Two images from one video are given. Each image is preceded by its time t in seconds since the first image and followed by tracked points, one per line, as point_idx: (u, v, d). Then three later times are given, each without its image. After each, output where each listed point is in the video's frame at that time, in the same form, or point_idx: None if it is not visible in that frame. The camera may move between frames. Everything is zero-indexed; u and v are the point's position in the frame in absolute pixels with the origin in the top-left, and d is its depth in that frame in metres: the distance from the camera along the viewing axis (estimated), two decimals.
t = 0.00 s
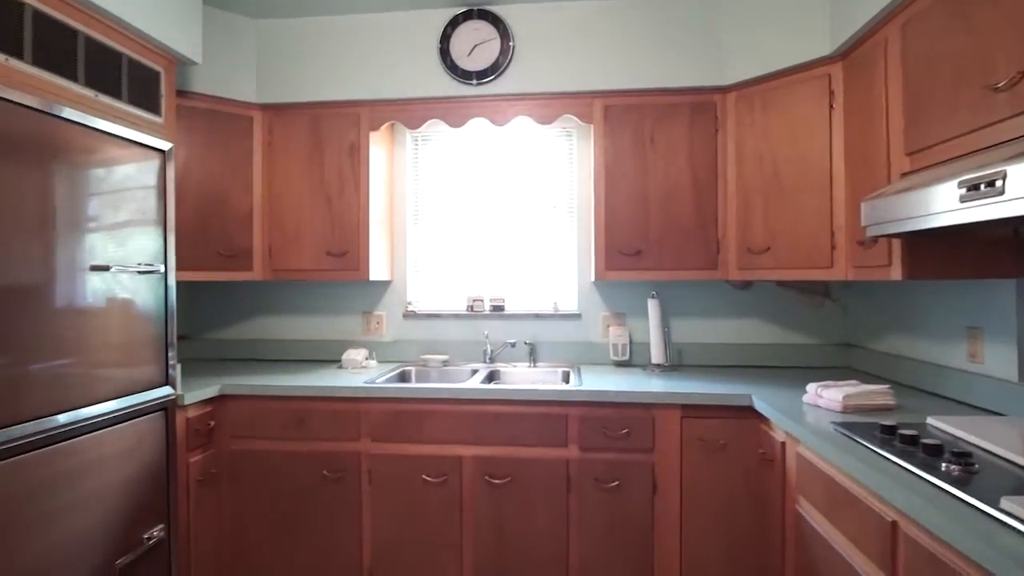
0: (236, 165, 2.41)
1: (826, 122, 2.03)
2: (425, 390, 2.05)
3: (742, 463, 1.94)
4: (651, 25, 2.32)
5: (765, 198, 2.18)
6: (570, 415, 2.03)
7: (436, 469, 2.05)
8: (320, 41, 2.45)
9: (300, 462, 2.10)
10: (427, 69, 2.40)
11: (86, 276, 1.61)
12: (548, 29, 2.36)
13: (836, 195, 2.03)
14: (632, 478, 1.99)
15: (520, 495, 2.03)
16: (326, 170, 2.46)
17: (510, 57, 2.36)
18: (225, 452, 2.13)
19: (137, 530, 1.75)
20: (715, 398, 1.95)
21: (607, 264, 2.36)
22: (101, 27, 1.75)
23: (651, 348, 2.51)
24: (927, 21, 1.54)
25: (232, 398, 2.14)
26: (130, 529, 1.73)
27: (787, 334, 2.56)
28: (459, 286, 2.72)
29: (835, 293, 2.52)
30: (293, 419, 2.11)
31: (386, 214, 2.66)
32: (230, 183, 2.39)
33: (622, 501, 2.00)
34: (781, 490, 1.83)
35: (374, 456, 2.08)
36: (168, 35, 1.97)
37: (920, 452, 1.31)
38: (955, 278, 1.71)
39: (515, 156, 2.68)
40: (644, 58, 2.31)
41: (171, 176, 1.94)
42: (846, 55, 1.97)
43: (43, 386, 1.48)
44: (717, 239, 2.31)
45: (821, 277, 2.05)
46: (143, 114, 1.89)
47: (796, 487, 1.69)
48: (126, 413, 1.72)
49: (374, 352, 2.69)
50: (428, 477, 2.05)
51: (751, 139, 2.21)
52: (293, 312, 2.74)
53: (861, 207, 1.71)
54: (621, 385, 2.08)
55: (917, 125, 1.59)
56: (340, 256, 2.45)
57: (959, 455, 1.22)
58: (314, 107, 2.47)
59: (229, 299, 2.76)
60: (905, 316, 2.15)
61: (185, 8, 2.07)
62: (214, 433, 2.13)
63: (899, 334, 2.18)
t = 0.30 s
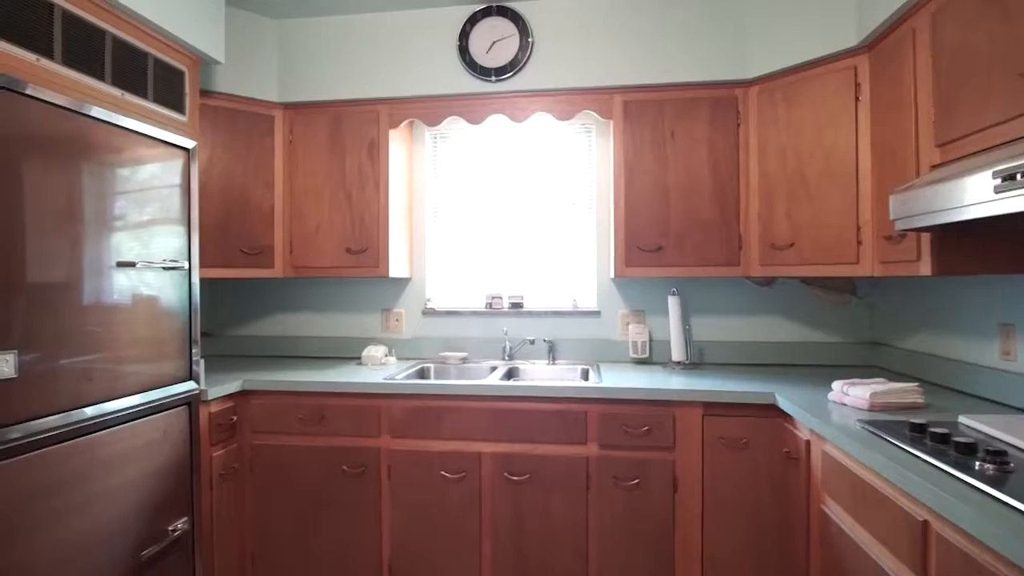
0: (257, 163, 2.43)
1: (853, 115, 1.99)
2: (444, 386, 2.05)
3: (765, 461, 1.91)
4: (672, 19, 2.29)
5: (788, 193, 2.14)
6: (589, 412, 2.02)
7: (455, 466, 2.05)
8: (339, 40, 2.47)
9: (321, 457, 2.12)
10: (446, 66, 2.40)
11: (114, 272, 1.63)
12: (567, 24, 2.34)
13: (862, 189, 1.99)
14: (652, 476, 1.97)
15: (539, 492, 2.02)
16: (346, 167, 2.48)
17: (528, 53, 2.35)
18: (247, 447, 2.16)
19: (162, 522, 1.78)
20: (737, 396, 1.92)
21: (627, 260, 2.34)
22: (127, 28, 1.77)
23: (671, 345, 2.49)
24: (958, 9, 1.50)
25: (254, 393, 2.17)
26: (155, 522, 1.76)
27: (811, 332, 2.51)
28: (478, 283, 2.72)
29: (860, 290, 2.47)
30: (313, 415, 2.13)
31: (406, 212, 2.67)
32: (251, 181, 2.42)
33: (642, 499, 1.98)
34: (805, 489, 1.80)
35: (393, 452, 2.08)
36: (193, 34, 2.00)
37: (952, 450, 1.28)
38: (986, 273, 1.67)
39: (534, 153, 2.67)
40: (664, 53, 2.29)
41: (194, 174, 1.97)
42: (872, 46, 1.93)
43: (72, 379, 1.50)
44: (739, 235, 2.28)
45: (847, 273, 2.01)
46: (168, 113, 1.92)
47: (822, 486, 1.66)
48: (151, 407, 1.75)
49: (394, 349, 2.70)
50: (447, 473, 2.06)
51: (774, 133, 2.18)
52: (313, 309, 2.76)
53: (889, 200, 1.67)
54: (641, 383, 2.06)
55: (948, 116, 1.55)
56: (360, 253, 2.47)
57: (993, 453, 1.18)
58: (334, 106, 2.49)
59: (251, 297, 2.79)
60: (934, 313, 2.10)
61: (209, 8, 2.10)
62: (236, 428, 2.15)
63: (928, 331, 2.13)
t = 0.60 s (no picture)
0: (276, 161, 2.45)
1: (877, 109, 1.96)
2: (460, 384, 2.05)
3: (785, 461, 1.88)
4: (690, 13, 2.27)
5: (809, 188, 2.11)
6: (606, 410, 2.00)
7: (471, 463, 2.05)
8: (356, 39, 2.48)
9: (339, 454, 2.13)
10: (462, 64, 2.40)
11: (135, 269, 1.65)
12: (584, 20, 2.33)
13: (885, 184, 1.95)
14: (670, 475, 1.95)
15: (555, 491, 2.01)
16: (363, 166, 2.49)
17: (545, 49, 2.34)
18: (266, 443, 2.18)
19: (182, 516, 1.80)
20: (757, 394, 1.89)
21: (644, 258, 2.32)
22: (148, 28, 1.80)
23: (689, 344, 2.46)
24: None
25: (272, 389, 2.18)
26: (176, 516, 1.78)
27: (832, 330, 2.47)
28: (494, 281, 2.72)
29: (883, 287, 2.43)
30: (331, 412, 2.14)
31: (422, 210, 2.67)
32: (270, 180, 2.44)
33: (660, 499, 1.96)
34: (827, 489, 1.77)
35: (410, 449, 2.09)
36: (213, 34, 2.02)
37: (981, 450, 1.24)
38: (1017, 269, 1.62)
39: (550, 150, 2.66)
40: (683, 48, 2.27)
41: (214, 172, 1.99)
42: (897, 38, 1.89)
43: (95, 375, 1.53)
44: (758, 232, 2.25)
45: (870, 270, 1.98)
46: (188, 112, 1.94)
47: (844, 487, 1.63)
48: (171, 402, 1.77)
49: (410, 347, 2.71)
50: (463, 470, 2.05)
51: (794, 128, 2.14)
52: (331, 306, 2.78)
53: (914, 195, 1.64)
54: (659, 381, 2.04)
55: (975, 108, 1.51)
56: (377, 251, 2.48)
57: None
58: (351, 105, 2.50)
59: (269, 294, 2.81)
60: (960, 311, 2.05)
61: (228, 8, 2.11)
62: (255, 425, 2.17)
63: (953, 330, 2.09)
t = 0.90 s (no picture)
0: (288, 160, 2.46)
1: (895, 102, 1.92)
2: (472, 381, 2.04)
3: (801, 461, 1.86)
4: (704, 8, 2.24)
5: (825, 184, 2.08)
6: (619, 408, 1.98)
7: (483, 461, 2.04)
8: (368, 37, 2.48)
9: (351, 451, 2.13)
10: (474, 61, 2.40)
11: (150, 266, 1.66)
12: (596, 16, 2.31)
13: (904, 180, 1.91)
14: (684, 475, 1.93)
15: (567, 489, 2.00)
16: (375, 164, 2.49)
17: (557, 46, 2.33)
18: (278, 440, 2.18)
19: (196, 512, 1.81)
20: (772, 393, 1.87)
21: (657, 254, 2.30)
22: (163, 26, 1.81)
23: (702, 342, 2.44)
24: None
25: (284, 387, 2.19)
26: (190, 511, 1.79)
27: (849, 328, 2.44)
28: (506, 279, 2.71)
29: (901, 285, 2.39)
30: (343, 409, 2.14)
31: (433, 208, 2.67)
32: (282, 178, 2.45)
33: (673, 498, 1.94)
34: (844, 490, 1.74)
35: (421, 446, 2.08)
36: (226, 33, 2.03)
37: (1005, 449, 1.21)
38: None
39: (562, 148, 2.65)
40: (696, 43, 2.24)
41: (228, 170, 2.00)
42: (915, 30, 1.86)
43: (110, 371, 1.54)
44: (773, 228, 2.22)
45: (888, 266, 1.94)
46: (201, 110, 1.95)
47: (862, 487, 1.60)
48: (185, 399, 1.78)
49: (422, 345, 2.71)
50: (475, 468, 2.05)
51: (810, 123, 2.11)
52: (343, 304, 2.78)
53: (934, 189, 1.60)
54: (672, 379, 2.03)
55: (998, 100, 1.48)
56: (388, 249, 2.48)
57: None
58: (363, 103, 2.50)
59: (282, 293, 2.83)
60: (980, 309, 2.01)
61: (241, 6, 2.13)
62: (268, 422, 2.18)
63: (974, 327, 2.05)
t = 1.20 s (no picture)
0: (295, 157, 2.46)
1: (908, 96, 1.90)
2: (479, 378, 2.03)
3: (812, 459, 1.83)
4: (713, 2, 2.22)
5: (837, 179, 2.05)
6: (627, 405, 1.97)
7: (490, 458, 2.03)
8: (375, 33, 2.48)
9: (358, 448, 2.13)
10: (481, 57, 2.39)
11: (157, 262, 1.66)
12: (604, 11, 2.30)
13: (917, 174, 1.89)
14: (693, 473, 1.91)
15: (575, 487, 1.98)
16: (382, 160, 2.48)
17: (564, 41, 2.31)
18: (285, 437, 2.18)
19: (203, 508, 1.81)
20: (783, 390, 1.84)
21: (665, 251, 2.28)
22: (170, 22, 1.81)
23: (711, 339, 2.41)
24: None
25: (291, 383, 2.19)
26: (197, 508, 1.79)
27: (860, 326, 2.41)
28: (513, 276, 2.70)
29: (913, 282, 2.35)
30: (349, 406, 2.13)
31: (440, 205, 2.66)
32: (289, 175, 2.45)
33: (682, 496, 1.92)
34: (856, 489, 1.71)
35: (428, 444, 2.08)
36: (234, 29, 2.03)
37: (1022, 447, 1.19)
38: None
39: (570, 144, 2.63)
40: (705, 37, 2.22)
41: (235, 166, 1.99)
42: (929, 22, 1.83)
43: (118, 366, 1.54)
44: (783, 224, 2.19)
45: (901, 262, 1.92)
46: (208, 106, 1.95)
47: (875, 485, 1.57)
48: (192, 395, 1.77)
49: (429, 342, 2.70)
50: (482, 465, 2.04)
51: (821, 117, 2.09)
52: (350, 302, 2.78)
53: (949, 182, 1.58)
54: (681, 376, 2.01)
55: (1014, 91, 1.45)
56: (395, 246, 2.47)
57: None
58: (370, 100, 2.50)
59: (289, 290, 2.83)
60: (995, 305, 1.98)
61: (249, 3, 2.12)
62: (274, 419, 2.18)
63: (988, 324, 2.01)
